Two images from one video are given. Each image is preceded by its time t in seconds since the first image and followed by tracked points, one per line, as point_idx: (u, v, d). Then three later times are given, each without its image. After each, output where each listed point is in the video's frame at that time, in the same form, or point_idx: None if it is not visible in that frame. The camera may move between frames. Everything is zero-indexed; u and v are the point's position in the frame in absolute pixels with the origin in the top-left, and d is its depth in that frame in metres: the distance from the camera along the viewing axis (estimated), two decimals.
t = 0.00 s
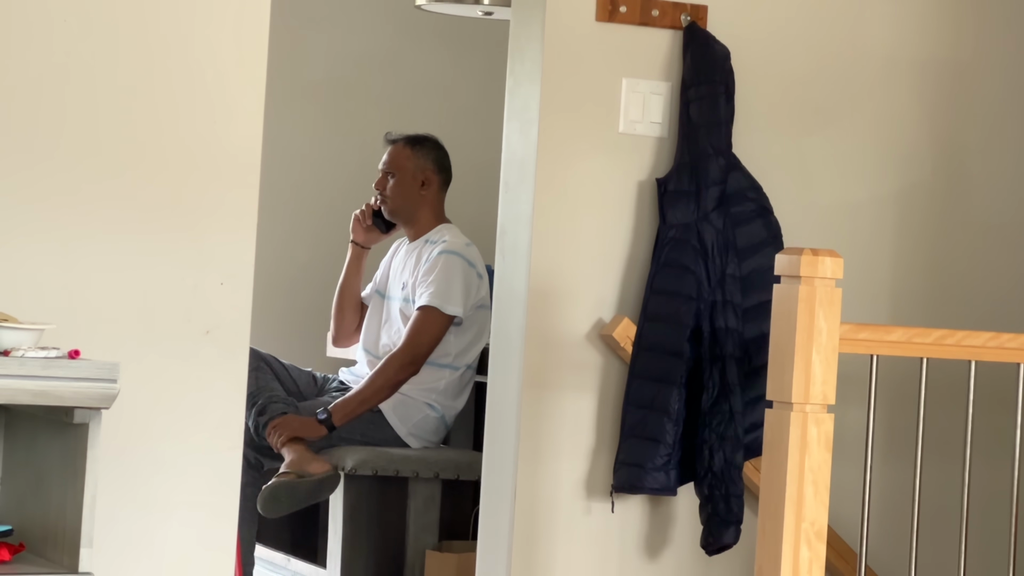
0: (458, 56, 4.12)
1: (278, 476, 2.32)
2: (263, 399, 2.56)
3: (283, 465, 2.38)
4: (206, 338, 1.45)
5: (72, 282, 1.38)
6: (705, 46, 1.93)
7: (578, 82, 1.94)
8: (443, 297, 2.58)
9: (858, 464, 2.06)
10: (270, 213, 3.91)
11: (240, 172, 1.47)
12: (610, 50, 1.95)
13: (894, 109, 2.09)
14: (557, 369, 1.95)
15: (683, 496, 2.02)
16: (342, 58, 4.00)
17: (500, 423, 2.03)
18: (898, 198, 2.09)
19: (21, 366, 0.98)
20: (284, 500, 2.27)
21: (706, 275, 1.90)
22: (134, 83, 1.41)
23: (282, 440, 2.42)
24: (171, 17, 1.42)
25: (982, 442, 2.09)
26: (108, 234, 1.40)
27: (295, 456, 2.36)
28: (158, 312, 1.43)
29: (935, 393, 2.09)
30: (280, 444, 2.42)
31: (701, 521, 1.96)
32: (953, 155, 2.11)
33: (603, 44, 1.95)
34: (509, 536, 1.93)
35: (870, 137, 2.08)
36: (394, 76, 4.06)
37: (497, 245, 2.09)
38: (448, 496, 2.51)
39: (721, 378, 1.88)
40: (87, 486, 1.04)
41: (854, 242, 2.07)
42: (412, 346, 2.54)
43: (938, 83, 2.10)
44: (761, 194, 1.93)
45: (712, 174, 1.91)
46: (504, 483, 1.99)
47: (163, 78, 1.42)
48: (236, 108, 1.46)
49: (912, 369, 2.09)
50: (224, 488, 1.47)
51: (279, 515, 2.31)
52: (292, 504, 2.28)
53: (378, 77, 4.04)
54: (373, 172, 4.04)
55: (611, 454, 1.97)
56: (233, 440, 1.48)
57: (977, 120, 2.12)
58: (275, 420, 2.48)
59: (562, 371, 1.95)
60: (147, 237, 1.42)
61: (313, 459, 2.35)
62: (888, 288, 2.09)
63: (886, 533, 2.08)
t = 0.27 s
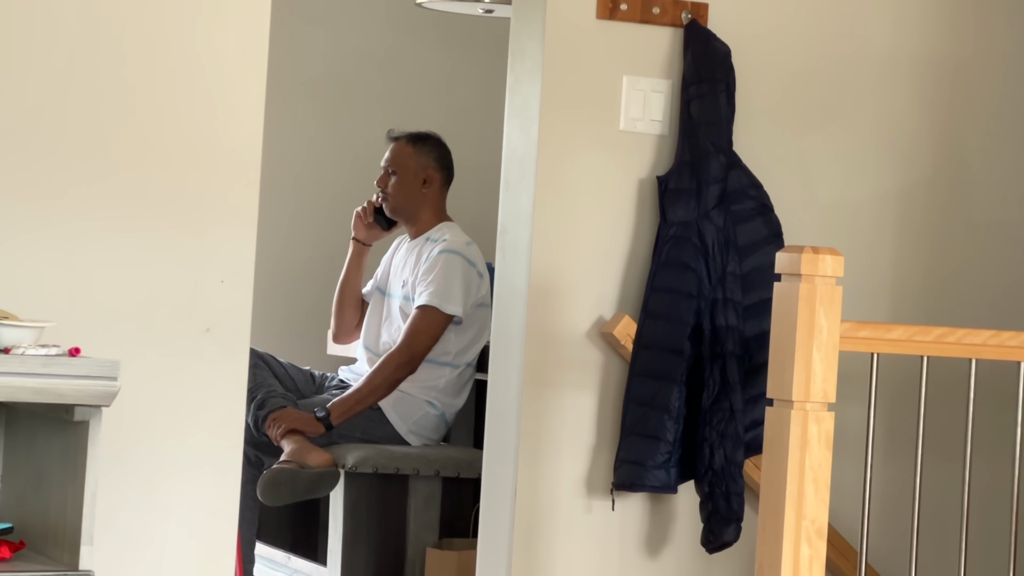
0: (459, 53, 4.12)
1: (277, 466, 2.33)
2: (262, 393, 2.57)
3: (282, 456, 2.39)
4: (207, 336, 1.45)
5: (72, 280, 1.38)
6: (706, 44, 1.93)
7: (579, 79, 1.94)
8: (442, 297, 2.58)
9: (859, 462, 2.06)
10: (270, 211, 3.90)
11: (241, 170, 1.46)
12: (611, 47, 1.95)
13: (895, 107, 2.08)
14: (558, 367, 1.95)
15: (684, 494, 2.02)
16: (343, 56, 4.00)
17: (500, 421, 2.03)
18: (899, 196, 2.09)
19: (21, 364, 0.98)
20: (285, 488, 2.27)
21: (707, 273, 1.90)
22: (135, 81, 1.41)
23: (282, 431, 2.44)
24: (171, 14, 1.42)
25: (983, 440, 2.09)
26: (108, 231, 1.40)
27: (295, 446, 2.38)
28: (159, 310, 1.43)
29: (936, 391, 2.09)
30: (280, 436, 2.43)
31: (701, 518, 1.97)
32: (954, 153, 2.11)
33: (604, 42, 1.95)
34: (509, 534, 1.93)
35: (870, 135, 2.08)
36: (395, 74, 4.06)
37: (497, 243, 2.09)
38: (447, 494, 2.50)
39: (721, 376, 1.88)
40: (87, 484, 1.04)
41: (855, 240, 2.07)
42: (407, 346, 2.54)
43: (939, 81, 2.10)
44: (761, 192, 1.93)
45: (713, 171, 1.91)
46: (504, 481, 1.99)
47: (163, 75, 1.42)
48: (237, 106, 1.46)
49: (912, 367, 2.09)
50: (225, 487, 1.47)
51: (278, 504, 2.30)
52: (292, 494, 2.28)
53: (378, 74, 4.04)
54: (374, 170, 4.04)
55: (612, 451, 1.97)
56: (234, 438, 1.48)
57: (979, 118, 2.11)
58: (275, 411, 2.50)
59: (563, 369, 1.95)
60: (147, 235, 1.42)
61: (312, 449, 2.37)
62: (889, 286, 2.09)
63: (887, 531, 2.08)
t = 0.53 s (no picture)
0: (461, 51, 4.12)
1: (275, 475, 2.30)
2: (264, 395, 2.57)
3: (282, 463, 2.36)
4: (208, 333, 1.45)
5: (73, 276, 1.38)
6: (707, 42, 1.92)
7: (580, 77, 1.94)
8: (445, 295, 2.57)
9: (860, 460, 2.06)
10: (271, 209, 3.90)
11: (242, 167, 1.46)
12: (612, 45, 1.95)
13: (897, 105, 2.08)
14: (559, 365, 1.95)
15: (684, 492, 2.02)
16: (344, 54, 4.00)
17: (501, 419, 2.03)
18: (900, 194, 2.09)
19: (22, 360, 0.98)
20: (280, 498, 2.25)
21: (709, 271, 1.89)
22: (136, 78, 1.40)
23: (282, 436, 2.41)
24: (173, 12, 1.42)
25: (984, 438, 2.09)
26: (109, 228, 1.40)
27: (294, 453, 2.35)
28: (160, 307, 1.43)
29: (937, 390, 2.09)
30: (280, 441, 2.41)
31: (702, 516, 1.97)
32: (956, 152, 2.10)
33: (605, 40, 1.95)
34: (511, 532, 1.93)
35: (872, 133, 2.07)
36: (396, 72, 4.06)
37: (498, 241, 2.08)
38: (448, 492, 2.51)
39: (722, 374, 1.87)
40: (88, 481, 1.04)
41: (856, 238, 2.07)
42: (416, 345, 2.54)
43: (941, 79, 2.09)
44: (763, 189, 1.94)
45: (714, 169, 1.90)
46: (505, 478, 1.99)
47: (165, 73, 1.42)
48: (238, 104, 1.46)
49: (913, 366, 2.09)
50: (226, 484, 1.47)
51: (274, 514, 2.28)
52: (286, 505, 2.26)
53: (380, 72, 4.04)
54: (375, 168, 4.04)
55: (613, 449, 1.97)
56: (235, 434, 1.48)
57: (980, 116, 2.11)
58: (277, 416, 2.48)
59: (564, 367, 1.95)
60: (149, 232, 1.42)
61: (311, 458, 2.34)
62: (890, 284, 2.08)
63: (888, 529, 2.07)
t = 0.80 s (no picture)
0: (462, 50, 4.12)
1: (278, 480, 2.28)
2: (267, 396, 2.56)
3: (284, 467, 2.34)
4: (210, 331, 1.45)
5: (75, 273, 1.38)
6: (709, 40, 1.92)
7: (582, 76, 1.94)
8: (448, 291, 2.57)
9: (861, 458, 2.06)
10: (273, 207, 3.90)
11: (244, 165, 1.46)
12: (614, 44, 1.95)
13: (899, 103, 2.08)
14: (560, 363, 1.95)
15: (686, 491, 2.02)
16: (346, 52, 4.00)
17: (503, 417, 2.03)
18: (902, 192, 2.09)
19: (24, 358, 0.98)
20: (282, 505, 2.23)
21: (710, 270, 1.89)
22: (139, 76, 1.41)
23: (284, 440, 2.40)
24: (174, 10, 1.42)
25: (985, 436, 2.09)
26: (112, 226, 1.40)
27: (296, 458, 2.33)
28: (162, 305, 1.43)
29: (939, 388, 2.09)
30: (282, 445, 2.39)
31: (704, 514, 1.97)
32: (957, 150, 2.10)
33: (606, 38, 1.95)
34: (512, 530, 1.93)
35: (874, 131, 2.07)
36: (398, 70, 4.06)
37: (500, 239, 2.09)
38: (450, 491, 2.52)
39: (724, 372, 1.87)
40: (89, 479, 1.04)
41: (858, 236, 2.07)
42: (421, 342, 2.54)
43: (943, 77, 2.09)
44: (764, 188, 1.93)
45: (716, 167, 1.90)
46: (506, 476, 1.99)
47: (168, 71, 1.42)
48: (239, 102, 1.46)
49: (914, 363, 2.10)
50: (228, 484, 1.47)
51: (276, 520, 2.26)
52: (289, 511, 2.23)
53: (381, 70, 4.04)
54: (376, 166, 4.04)
55: (614, 448, 1.98)
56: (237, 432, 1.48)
57: (981, 113, 2.11)
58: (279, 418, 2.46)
59: (566, 365, 1.95)
60: (150, 230, 1.42)
61: (314, 462, 2.32)
62: (891, 283, 2.08)
63: (889, 527, 2.07)
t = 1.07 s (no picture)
0: (464, 48, 4.12)
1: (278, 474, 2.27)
2: (267, 393, 2.56)
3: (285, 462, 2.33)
4: (212, 329, 1.45)
5: (76, 272, 1.38)
6: (710, 38, 1.92)
7: (583, 74, 1.94)
8: (447, 289, 2.58)
9: (863, 457, 2.06)
10: (274, 205, 3.91)
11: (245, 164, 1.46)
12: (615, 42, 1.95)
13: (900, 102, 2.08)
14: (561, 362, 1.95)
15: (687, 489, 2.02)
16: (347, 50, 4.00)
17: (504, 415, 2.03)
18: (903, 191, 2.09)
19: (26, 356, 0.98)
20: (283, 499, 2.21)
21: (711, 269, 1.89)
22: (140, 75, 1.40)
23: (285, 436, 2.38)
24: (175, 8, 1.42)
25: (987, 435, 2.09)
26: (113, 225, 1.40)
27: (296, 453, 2.32)
28: (163, 303, 1.43)
29: (940, 387, 2.09)
30: (283, 441, 2.37)
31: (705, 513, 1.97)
32: (959, 148, 2.10)
33: (608, 36, 1.95)
34: (514, 529, 1.93)
35: (875, 129, 2.07)
36: (399, 68, 4.06)
37: (501, 238, 2.09)
38: (452, 489, 2.53)
39: (725, 371, 1.87)
40: (91, 477, 1.04)
41: (859, 235, 2.07)
42: (420, 339, 2.54)
43: (944, 75, 2.09)
44: (765, 187, 1.94)
45: (717, 166, 1.90)
46: (507, 475, 1.99)
47: (169, 70, 1.42)
48: (240, 100, 1.46)
49: (915, 362, 2.10)
50: (229, 483, 1.46)
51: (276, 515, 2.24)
52: (290, 505, 2.23)
53: (382, 69, 4.04)
54: (377, 164, 4.04)
55: (615, 446, 1.98)
56: (238, 429, 1.47)
57: (983, 112, 2.11)
58: (279, 416, 2.46)
59: (567, 364, 1.95)
60: (152, 228, 1.42)
61: (315, 457, 2.31)
62: (893, 281, 2.08)
63: (891, 526, 2.07)
